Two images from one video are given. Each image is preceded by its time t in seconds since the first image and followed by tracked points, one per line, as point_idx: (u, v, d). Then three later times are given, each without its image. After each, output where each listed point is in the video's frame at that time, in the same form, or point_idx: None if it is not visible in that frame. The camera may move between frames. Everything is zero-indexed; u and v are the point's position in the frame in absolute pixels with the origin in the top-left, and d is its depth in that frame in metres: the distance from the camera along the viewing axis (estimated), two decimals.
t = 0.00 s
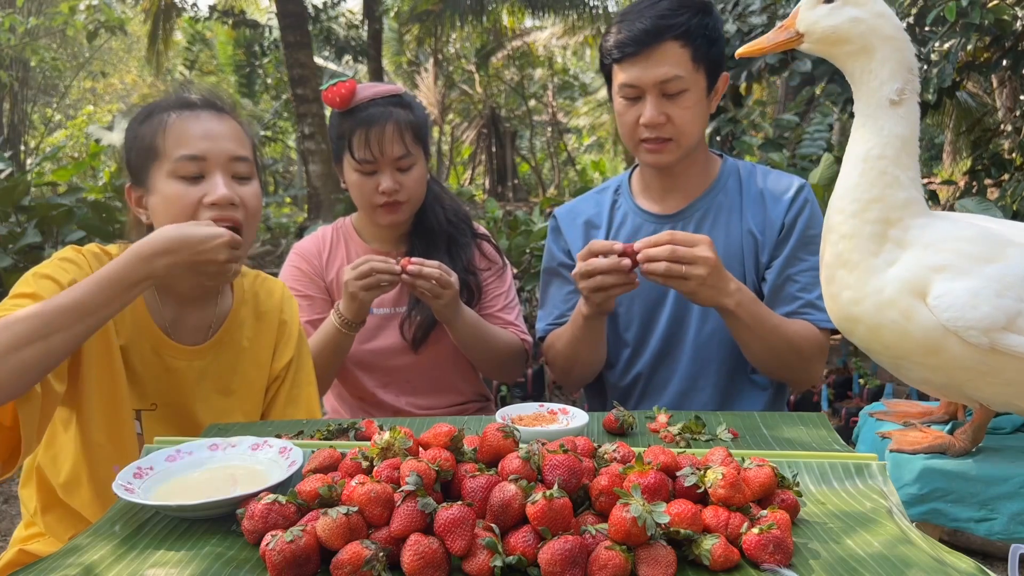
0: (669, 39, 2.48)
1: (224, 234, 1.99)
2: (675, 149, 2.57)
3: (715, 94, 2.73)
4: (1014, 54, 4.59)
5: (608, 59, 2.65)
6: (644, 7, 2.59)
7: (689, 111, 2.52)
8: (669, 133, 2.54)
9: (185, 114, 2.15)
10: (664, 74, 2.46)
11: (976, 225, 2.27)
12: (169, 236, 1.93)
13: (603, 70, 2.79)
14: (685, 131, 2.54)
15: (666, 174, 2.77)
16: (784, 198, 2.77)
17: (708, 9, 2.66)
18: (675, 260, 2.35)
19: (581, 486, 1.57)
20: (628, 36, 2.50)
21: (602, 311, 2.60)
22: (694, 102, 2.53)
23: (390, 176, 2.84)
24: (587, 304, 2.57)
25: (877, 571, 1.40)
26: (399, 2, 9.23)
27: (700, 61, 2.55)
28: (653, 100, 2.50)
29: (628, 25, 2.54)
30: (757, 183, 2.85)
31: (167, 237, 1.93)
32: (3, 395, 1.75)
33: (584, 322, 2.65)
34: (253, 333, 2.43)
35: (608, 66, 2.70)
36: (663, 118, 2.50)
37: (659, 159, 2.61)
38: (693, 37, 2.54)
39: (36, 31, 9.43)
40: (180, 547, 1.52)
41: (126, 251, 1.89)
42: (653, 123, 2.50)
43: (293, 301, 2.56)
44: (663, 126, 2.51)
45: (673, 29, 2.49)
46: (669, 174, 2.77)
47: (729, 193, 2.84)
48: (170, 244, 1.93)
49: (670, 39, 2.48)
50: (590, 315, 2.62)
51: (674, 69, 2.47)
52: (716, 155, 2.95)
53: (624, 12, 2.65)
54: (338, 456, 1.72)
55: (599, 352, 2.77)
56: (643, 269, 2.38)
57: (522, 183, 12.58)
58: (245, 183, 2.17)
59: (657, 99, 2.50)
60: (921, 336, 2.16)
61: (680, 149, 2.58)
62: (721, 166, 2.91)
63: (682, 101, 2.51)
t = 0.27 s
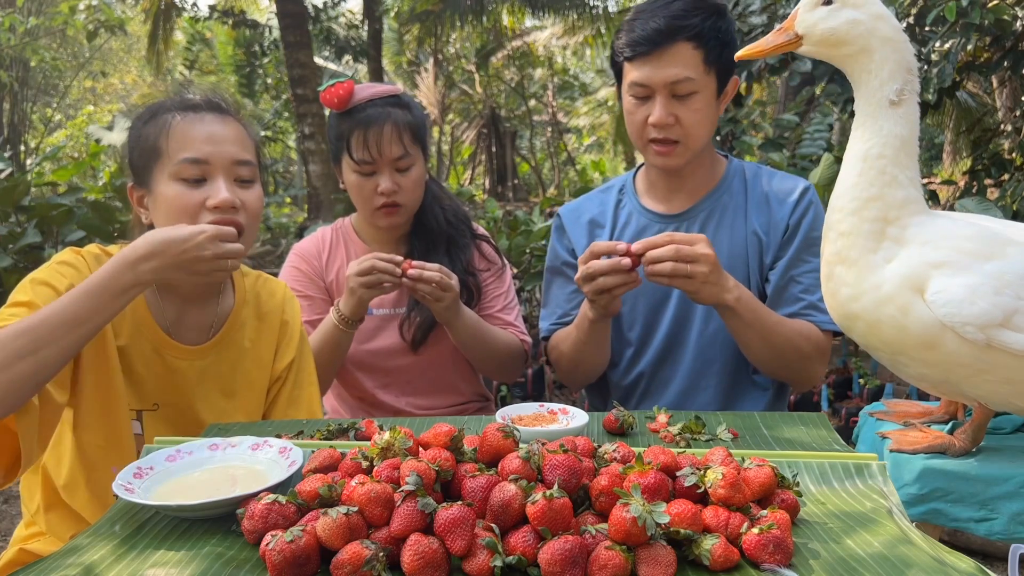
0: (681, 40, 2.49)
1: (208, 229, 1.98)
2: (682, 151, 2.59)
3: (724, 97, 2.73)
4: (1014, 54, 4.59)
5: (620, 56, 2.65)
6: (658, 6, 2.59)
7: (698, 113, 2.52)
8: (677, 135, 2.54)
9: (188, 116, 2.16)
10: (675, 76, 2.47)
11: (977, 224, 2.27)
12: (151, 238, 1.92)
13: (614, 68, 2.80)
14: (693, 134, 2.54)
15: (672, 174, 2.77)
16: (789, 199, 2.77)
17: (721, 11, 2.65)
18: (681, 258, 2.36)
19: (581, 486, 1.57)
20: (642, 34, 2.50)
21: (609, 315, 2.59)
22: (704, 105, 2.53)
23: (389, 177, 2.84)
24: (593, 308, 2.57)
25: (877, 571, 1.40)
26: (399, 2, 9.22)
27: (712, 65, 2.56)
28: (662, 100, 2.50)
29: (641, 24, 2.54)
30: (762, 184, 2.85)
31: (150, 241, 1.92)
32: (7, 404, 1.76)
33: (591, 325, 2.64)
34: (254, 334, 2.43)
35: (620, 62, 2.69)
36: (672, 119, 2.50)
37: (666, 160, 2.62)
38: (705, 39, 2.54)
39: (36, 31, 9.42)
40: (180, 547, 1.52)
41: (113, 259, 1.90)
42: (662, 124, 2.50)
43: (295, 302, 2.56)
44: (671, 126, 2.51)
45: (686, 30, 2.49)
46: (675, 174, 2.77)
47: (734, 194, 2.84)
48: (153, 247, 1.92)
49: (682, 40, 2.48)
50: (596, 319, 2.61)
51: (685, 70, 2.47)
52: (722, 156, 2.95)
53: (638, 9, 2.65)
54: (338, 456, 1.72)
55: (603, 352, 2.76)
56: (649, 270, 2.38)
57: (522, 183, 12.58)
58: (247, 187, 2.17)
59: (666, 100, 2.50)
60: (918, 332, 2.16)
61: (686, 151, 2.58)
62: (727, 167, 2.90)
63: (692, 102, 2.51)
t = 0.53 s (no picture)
0: (692, 42, 2.48)
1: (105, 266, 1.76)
2: (688, 152, 2.59)
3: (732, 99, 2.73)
4: (1014, 54, 4.59)
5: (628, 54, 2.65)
6: (669, 6, 2.59)
7: (706, 116, 2.53)
8: (684, 137, 2.55)
9: (194, 116, 2.17)
10: (684, 78, 2.47)
11: (978, 224, 2.27)
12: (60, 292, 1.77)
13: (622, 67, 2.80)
14: (700, 137, 2.55)
15: (677, 174, 2.77)
16: (793, 200, 2.78)
17: (732, 14, 2.66)
18: (688, 247, 2.37)
19: (581, 486, 1.57)
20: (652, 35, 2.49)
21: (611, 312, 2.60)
22: (712, 107, 2.53)
23: (389, 177, 2.84)
24: (596, 305, 2.57)
25: (877, 571, 1.40)
26: (399, 2, 9.22)
27: (721, 67, 2.56)
28: (671, 102, 2.51)
29: (651, 24, 2.54)
30: (766, 185, 2.86)
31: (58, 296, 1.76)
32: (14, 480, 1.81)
33: (593, 324, 2.64)
34: (257, 335, 2.44)
35: (629, 62, 2.69)
36: (680, 121, 2.51)
37: (672, 160, 2.62)
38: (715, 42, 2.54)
39: (36, 31, 9.42)
40: (180, 548, 1.52)
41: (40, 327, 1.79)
42: (669, 125, 2.51)
43: (297, 303, 2.57)
44: (678, 129, 2.51)
45: (698, 32, 2.49)
46: (680, 174, 2.77)
47: (739, 194, 2.84)
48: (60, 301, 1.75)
49: (693, 42, 2.49)
50: (598, 316, 2.62)
51: (694, 73, 2.48)
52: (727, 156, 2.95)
53: (649, 9, 2.65)
54: (338, 456, 1.72)
55: (605, 350, 2.77)
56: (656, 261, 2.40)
57: (522, 182, 12.57)
58: (253, 186, 2.16)
59: (674, 101, 2.50)
60: (916, 331, 2.16)
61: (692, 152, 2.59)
62: (732, 168, 2.90)
63: (701, 105, 2.51)
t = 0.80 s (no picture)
0: (699, 45, 2.48)
1: None
2: (692, 152, 2.59)
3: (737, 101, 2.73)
4: (1013, 54, 4.59)
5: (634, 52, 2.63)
6: (677, 7, 2.58)
7: (711, 119, 2.53)
8: (689, 138, 2.55)
9: (184, 117, 2.16)
10: (691, 81, 2.47)
11: (979, 224, 2.26)
12: None
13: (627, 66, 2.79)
14: (707, 139, 2.56)
15: (682, 175, 2.77)
16: (796, 202, 2.78)
17: (739, 15, 2.65)
18: (688, 240, 2.39)
19: (581, 485, 1.57)
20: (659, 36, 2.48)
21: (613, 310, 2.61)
22: (717, 110, 2.54)
23: (398, 177, 2.85)
24: (599, 302, 2.59)
25: (877, 571, 1.40)
26: (399, 2, 9.21)
27: (726, 70, 2.57)
28: (676, 104, 2.50)
29: (657, 26, 2.52)
30: (769, 187, 2.86)
31: None
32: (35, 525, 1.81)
33: (595, 322, 2.66)
34: (253, 333, 2.43)
35: (634, 61, 2.68)
36: (685, 124, 2.51)
37: (677, 161, 2.62)
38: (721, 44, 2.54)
39: (36, 31, 9.41)
40: (180, 548, 1.52)
41: None
42: (675, 127, 2.51)
43: (293, 299, 2.56)
44: (684, 131, 2.52)
45: (705, 35, 2.48)
46: (685, 174, 2.77)
47: (742, 195, 2.84)
48: None
49: (699, 45, 2.48)
50: (601, 313, 2.62)
51: (700, 76, 2.48)
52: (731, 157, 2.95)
53: (654, 10, 2.63)
54: (338, 456, 1.72)
55: (606, 348, 2.77)
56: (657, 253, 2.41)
57: (522, 182, 12.58)
58: (243, 188, 2.16)
59: (680, 104, 2.50)
60: (917, 328, 2.16)
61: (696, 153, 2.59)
62: (735, 169, 2.90)
63: (706, 108, 2.51)
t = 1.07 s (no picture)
0: (704, 47, 2.48)
1: None
2: (697, 153, 2.59)
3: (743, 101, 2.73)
4: (1014, 54, 4.59)
5: (639, 52, 2.63)
6: (683, 8, 2.57)
7: (716, 120, 2.54)
8: (693, 139, 2.56)
9: (165, 115, 2.15)
10: (694, 83, 2.47)
11: (979, 224, 2.27)
12: None
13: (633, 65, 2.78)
14: (711, 139, 2.56)
15: (686, 176, 2.77)
16: (799, 202, 2.78)
17: (745, 16, 2.65)
18: (694, 238, 2.39)
19: (581, 486, 1.57)
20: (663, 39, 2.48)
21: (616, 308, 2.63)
22: (722, 112, 2.54)
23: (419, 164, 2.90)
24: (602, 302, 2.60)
25: (878, 571, 1.40)
26: (399, 2, 9.21)
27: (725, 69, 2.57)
28: (681, 106, 2.51)
29: (662, 28, 2.52)
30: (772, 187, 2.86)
31: None
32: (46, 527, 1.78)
33: (597, 319, 2.67)
34: (243, 333, 2.44)
35: (640, 63, 2.68)
36: (689, 125, 2.52)
37: (681, 161, 2.63)
38: (728, 47, 2.54)
39: (36, 32, 9.41)
40: (179, 548, 1.52)
41: None
42: (679, 129, 2.52)
43: (284, 298, 2.57)
44: (688, 132, 2.53)
45: (711, 37, 2.48)
46: (689, 175, 2.77)
47: (745, 196, 2.84)
48: None
49: (705, 47, 2.48)
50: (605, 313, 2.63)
51: (706, 78, 2.48)
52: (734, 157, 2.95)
53: (659, 11, 2.63)
54: (338, 456, 1.72)
55: (607, 349, 2.78)
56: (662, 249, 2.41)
57: (522, 182, 12.58)
58: (229, 185, 2.16)
59: (684, 106, 2.51)
60: (918, 328, 2.16)
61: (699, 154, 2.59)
62: (739, 168, 2.90)
63: (711, 109, 2.52)
